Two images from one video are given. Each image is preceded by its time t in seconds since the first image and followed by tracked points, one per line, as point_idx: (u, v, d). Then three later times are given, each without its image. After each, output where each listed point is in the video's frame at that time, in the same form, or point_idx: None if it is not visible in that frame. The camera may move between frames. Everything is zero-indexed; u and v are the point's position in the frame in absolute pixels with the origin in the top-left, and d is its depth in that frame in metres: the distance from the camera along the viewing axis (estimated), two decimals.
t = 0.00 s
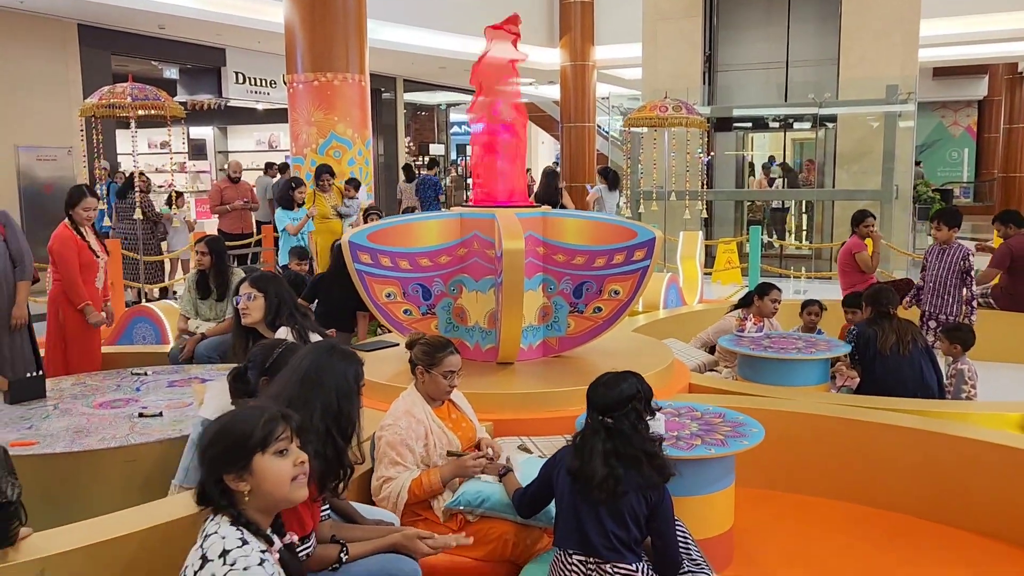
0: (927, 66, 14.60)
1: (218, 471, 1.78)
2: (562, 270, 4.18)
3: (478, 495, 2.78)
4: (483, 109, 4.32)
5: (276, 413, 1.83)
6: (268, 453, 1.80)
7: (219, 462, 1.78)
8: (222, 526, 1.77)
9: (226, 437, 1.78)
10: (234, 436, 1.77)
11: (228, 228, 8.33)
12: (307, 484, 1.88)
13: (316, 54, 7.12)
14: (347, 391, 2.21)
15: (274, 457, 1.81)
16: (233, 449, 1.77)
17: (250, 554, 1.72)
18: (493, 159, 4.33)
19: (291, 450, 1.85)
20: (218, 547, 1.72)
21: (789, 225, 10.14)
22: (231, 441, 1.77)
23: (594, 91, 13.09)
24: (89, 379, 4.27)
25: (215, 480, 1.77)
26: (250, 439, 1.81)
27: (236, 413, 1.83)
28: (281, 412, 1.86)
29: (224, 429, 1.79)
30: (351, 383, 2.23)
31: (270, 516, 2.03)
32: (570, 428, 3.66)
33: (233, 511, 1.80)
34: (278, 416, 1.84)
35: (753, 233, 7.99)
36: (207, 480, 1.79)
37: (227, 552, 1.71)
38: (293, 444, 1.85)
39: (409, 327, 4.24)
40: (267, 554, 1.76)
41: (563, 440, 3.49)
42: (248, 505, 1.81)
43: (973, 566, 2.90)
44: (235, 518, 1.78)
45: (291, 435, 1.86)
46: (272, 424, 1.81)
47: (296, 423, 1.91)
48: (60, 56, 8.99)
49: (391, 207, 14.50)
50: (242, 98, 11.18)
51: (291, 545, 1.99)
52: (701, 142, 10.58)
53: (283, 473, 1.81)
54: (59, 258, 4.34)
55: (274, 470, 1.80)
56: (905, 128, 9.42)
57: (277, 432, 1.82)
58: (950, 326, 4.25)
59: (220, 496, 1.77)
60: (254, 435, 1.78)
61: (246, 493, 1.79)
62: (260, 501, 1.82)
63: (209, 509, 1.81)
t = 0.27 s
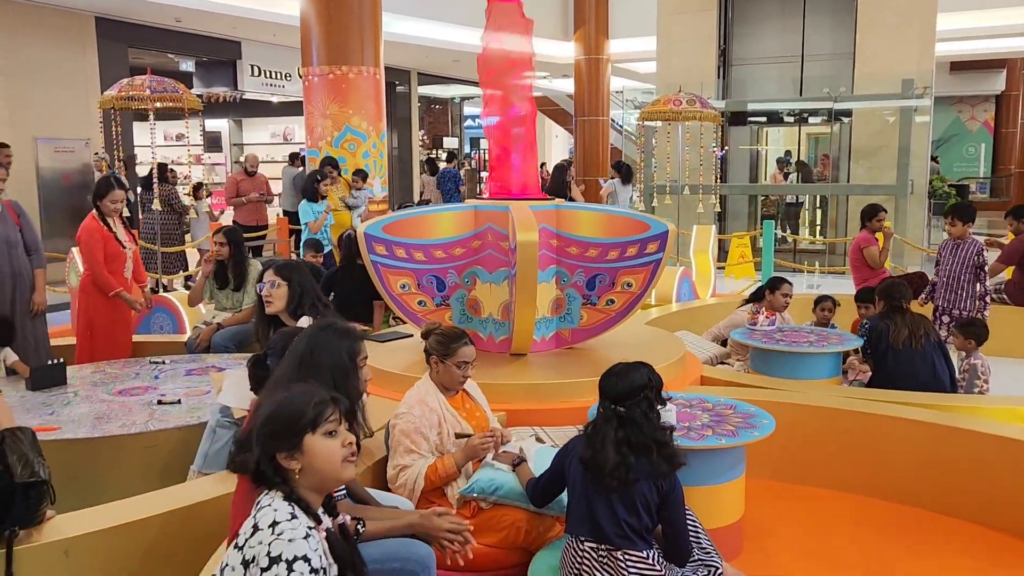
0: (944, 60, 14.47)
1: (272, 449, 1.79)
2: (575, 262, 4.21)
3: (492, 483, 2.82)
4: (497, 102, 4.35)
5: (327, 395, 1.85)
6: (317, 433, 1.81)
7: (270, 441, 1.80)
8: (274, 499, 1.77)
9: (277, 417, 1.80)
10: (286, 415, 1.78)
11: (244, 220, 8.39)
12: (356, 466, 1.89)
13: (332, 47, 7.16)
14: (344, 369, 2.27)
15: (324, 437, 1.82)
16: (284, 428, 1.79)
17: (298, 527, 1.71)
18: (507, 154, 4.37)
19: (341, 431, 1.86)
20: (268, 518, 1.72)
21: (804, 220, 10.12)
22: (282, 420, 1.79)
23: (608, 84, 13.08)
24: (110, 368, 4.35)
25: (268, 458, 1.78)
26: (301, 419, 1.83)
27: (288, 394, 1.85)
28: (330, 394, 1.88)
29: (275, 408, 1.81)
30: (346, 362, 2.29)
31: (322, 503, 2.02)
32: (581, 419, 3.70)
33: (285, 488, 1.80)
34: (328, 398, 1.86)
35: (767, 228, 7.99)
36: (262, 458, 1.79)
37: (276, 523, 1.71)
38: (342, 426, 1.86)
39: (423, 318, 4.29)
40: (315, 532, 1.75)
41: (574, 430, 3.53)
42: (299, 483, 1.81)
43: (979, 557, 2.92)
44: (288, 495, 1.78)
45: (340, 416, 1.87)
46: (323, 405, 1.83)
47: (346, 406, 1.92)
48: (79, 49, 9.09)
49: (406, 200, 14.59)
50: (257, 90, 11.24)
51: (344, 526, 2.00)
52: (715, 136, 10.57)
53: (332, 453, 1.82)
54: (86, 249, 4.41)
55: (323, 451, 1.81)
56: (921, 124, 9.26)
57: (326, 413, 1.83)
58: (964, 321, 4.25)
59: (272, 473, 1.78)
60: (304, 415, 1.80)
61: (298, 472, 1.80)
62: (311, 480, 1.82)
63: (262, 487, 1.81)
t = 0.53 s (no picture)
0: (975, 55, 14.26)
1: (327, 434, 1.85)
2: (599, 256, 4.22)
3: (517, 473, 2.85)
4: (522, 97, 4.37)
5: (379, 383, 1.90)
6: (369, 419, 1.86)
7: (325, 428, 1.85)
8: (327, 480, 1.80)
9: (331, 404, 1.85)
10: (339, 402, 1.84)
11: (270, 212, 8.48)
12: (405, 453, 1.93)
13: (358, 41, 7.22)
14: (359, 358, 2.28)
15: (376, 423, 1.87)
16: (338, 414, 1.84)
17: (342, 504, 1.73)
18: (532, 148, 4.38)
19: (392, 419, 1.90)
20: (316, 494, 1.75)
21: (830, 216, 10.04)
22: (337, 407, 1.84)
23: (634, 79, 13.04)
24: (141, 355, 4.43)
25: (324, 442, 1.84)
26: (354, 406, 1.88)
27: (342, 383, 1.90)
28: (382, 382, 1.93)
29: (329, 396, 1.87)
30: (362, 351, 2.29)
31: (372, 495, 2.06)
32: (605, 412, 3.72)
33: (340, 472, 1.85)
34: (380, 386, 1.90)
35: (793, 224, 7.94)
36: (318, 442, 1.85)
37: (322, 498, 1.74)
38: (394, 413, 1.90)
39: (447, 310, 4.33)
40: (358, 511, 1.77)
41: (598, 423, 3.55)
42: (353, 468, 1.86)
43: (1002, 552, 2.93)
44: (339, 477, 1.82)
45: (393, 404, 1.92)
46: (375, 392, 1.88)
47: (400, 395, 1.96)
48: (110, 43, 9.23)
49: (430, 193, 14.64)
50: (284, 84, 11.35)
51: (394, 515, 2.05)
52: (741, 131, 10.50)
53: (383, 439, 1.86)
54: (121, 239, 4.48)
55: (375, 436, 1.85)
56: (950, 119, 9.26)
57: (378, 400, 1.87)
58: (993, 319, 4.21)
59: (327, 457, 1.83)
60: (357, 402, 1.85)
61: (351, 457, 1.85)
62: (364, 464, 1.86)
63: (315, 470, 1.86)
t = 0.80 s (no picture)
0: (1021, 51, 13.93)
1: (363, 420, 1.87)
2: (634, 252, 4.21)
3: (551, 467, 2.86)
4: (556, 92, 4.35)
5: (413, 369, 1.91)
6: (404, 406, 1.87)
7: (361, 414, 1.87)
8: (366, 464, 1.83)
9: (366, 391, 1.87)
10: (374, 388, 1.85)
11: (306, 207, 8.57)
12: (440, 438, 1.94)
13: (395, 36, 7.27)
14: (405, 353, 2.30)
15: (411, 409, 1.88)
16: (374, 400, 1.86)
17: (383, 487, 1.76)
18: (567, 143, 4.38)
19: (426, 405, 1.92)
20: (358, 478, 1.78)
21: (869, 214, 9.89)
22: (373, 393, 1.86)
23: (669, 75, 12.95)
24: (181, 345, 4.52)
25: (360, 428, 1.86)
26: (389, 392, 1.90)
27: (377, 369, 1.92)
28: (416, 368, 1.94)
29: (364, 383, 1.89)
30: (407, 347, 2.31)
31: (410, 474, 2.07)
32: (640, 408, 3.71)
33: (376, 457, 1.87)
34: (413, 372, 1.92)
35: (831, 222, 7.84)
36: (354, 427, 1.87)
37: (364, 482, 1.77)
38: (428, 399, 1.92)
39: (481, 304, 4.35)
40: (399, 494, 1.80)
41: (632, 419, 3.54)
42: (389, 452, 1.88)
43: None
44: (378, 460, 1.84)
45: (426, 391, 1.93)
46: (409, 378, 1.89)
47: (433, 381, 1.97)
48: (152, 39, 9.39)
49: (464, 189, 14.68)
50: (320, 80, 11.46)
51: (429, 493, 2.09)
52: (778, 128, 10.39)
53: (417, 425, 1.87)
54: (174, 231, 4.53)
55: (410, 422, 1.87)
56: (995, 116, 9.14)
57: (412, 387, 1.89)
58: None
59: (364, 442, 1.85)
60: (392, 389, 1.86)
61: (387, 442, 1.87)
62: (399, 449, 1.88)
63: (354, 456, 1.89)
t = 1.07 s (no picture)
0: None
1: (371, 416, 1.89)
2: (674, 251, 4.17)
3: (588, 466, 2.84)
4: (596, 91, 4.35)
5: (416, 362, 1.92)
6: (408, 401, 1.88)
7: (369, 410, 1.89)
8: (376, 461, 1.85)
9: (373, 387, 1.90)
10: (378, 384, 1.88)
11: (346, 203, 8.65)
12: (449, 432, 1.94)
13: (435, 34, 7.29)
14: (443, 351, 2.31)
15: (415, 404, 1.89)
16: (381, 395, 1.88)
17: (394, 485, 1.78)
18: (606, 142, 4.34)
19: (432, 398, 1.92)
20: (368, 477, 1.80)
21: (914, 216, 9.70)
22: (377, 389, 1.88)
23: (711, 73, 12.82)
24: (223, 339, 4.59)
25: (368, 425, 1.88)
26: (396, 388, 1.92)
27: (384, 365, 1.94)
28: (421, 362, 1.95)
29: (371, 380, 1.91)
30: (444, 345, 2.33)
31: (424, 464, 2.09)
32: (679, 409, 3.68)
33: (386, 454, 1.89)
34: (417, 366, 1.92)
35: (875, 224, 7.69)
36: (363, 424, 1.90)
37: (375, 481, 1.79)
38: (433, 392, 1.92)
39: (519, 302, 4.35)
40: (411, 490, 1.82)
41: (671, 420, 3.52)
42: (398, 447, 1.89)
43: None
44: (388, 456, 1.85)
45: (431, 384, 1.93)
46: (412, 373, 1.90)
47: (440, 373, 1.97)
48: (198, 37, 9.55)
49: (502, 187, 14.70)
50: (360, 77, 11.57)
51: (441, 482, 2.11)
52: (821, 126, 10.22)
53: (423, 419, 1.88)
54: (229, 224, 4.62)
55: (415, 416, 1.87)
56: None
57: (416, 381, 1.89)
58: None
59: (372, 438, 1.87)
60: (396, 384, 1.88)
61: (394, 437, 1.88)
62: (408, 444, 1.88)
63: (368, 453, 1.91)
